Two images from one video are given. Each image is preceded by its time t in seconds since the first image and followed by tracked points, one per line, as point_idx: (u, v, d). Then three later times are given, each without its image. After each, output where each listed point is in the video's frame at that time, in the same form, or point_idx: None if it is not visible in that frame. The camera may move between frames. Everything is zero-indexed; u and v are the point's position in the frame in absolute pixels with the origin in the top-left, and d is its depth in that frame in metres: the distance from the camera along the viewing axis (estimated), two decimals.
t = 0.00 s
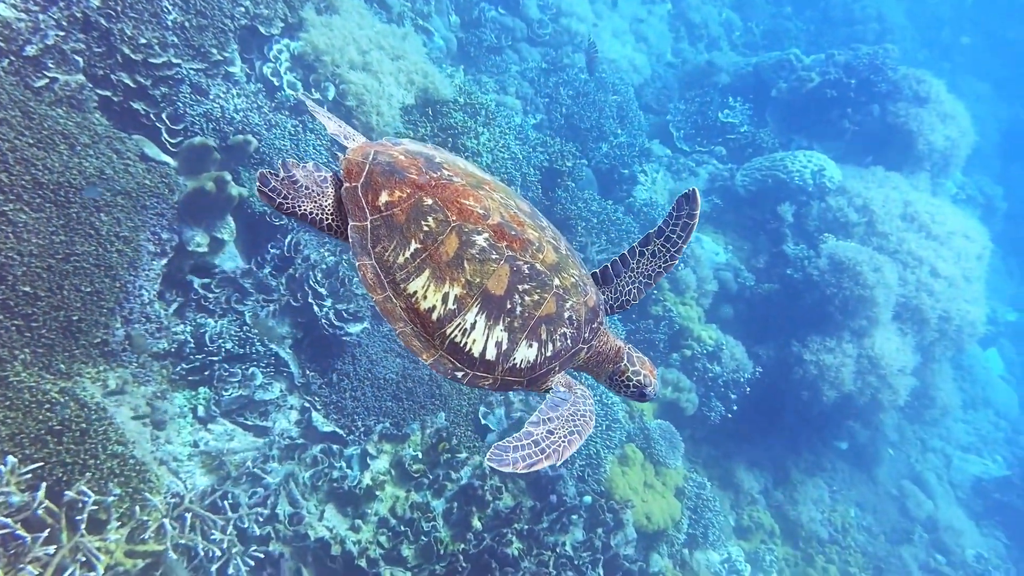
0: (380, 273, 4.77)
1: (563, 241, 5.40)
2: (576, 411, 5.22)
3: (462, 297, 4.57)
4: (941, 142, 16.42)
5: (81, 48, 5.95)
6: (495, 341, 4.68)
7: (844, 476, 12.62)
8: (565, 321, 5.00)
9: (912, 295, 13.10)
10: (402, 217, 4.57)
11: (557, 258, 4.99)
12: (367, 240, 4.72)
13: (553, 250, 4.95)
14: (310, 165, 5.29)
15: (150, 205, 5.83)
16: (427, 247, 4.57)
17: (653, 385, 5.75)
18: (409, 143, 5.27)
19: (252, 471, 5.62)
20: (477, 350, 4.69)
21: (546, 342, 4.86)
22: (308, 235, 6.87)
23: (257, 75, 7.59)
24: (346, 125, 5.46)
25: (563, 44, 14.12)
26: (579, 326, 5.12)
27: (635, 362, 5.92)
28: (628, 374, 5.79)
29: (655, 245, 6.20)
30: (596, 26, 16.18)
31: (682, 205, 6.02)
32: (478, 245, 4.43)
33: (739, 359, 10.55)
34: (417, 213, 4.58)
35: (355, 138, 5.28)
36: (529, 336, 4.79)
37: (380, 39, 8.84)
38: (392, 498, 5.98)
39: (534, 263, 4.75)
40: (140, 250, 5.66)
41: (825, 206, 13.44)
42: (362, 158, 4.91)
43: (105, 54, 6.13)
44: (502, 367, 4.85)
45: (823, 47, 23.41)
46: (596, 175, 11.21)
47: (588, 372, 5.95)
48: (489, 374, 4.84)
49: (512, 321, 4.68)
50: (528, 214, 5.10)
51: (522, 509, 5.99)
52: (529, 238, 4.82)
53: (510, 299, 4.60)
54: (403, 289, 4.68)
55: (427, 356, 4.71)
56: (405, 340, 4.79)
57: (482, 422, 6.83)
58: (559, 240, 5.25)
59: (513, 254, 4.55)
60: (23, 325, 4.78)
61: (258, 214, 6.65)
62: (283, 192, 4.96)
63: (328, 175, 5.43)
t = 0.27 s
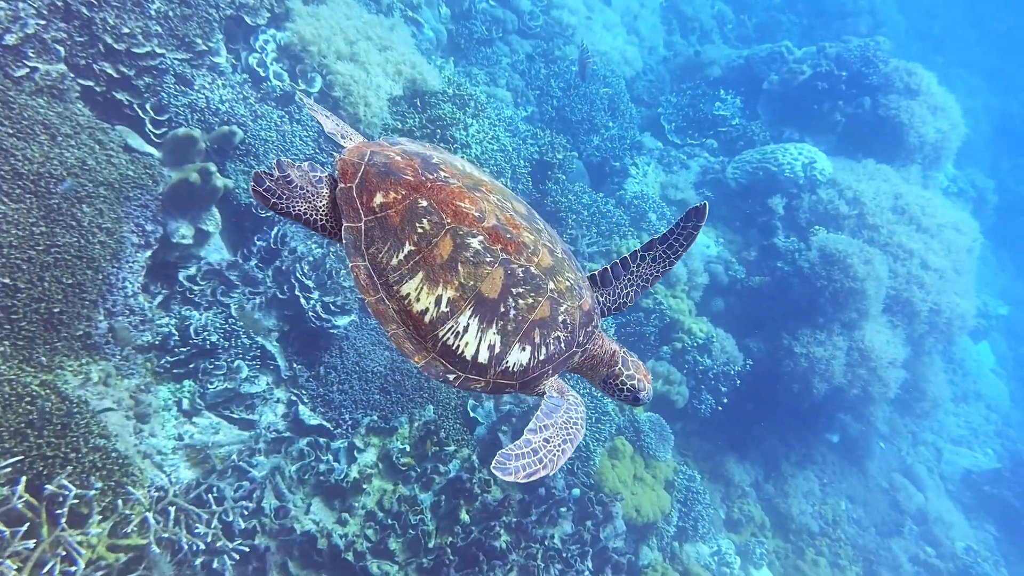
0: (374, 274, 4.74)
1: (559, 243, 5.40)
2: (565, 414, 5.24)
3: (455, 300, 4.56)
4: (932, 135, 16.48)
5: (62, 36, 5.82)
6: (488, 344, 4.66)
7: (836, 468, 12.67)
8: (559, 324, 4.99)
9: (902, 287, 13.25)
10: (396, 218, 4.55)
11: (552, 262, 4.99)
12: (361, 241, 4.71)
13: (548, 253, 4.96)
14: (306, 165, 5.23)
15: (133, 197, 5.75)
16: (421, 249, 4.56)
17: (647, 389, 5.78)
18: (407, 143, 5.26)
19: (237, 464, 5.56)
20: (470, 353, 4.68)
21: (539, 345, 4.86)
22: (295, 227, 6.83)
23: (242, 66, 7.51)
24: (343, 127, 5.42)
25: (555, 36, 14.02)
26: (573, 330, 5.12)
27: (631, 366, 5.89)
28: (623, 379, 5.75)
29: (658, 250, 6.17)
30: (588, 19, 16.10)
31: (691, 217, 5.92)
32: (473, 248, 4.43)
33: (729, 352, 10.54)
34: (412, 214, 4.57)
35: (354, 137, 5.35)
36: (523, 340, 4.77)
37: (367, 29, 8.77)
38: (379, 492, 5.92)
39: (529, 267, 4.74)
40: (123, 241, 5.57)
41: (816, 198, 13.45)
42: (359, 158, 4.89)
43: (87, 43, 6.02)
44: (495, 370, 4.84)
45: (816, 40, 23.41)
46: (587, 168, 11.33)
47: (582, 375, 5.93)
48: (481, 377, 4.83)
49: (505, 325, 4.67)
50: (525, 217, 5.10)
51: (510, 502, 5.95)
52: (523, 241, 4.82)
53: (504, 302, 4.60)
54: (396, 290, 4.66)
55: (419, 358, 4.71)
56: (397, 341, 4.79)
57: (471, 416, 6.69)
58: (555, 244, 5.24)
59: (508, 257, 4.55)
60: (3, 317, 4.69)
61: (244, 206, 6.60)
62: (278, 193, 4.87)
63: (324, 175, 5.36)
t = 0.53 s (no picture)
0: (374, 275, 4.73)
1: (562, 245, 5.36)
2: (553, 424, 5.30)
3: (455, 301, 4.54)
4: (928, 126, 16.43)
5: (48, 25, 5.74)
6: (487, 347, 4.63)
7: (831, 460, 12.69)
8: (560, 327, 4.95)
9: (897, 278, 13.27)
10: (397, 219, 4.56)
11: (554, 264, 4.95)
12: (361, 241, 4.71)
13: (551, 255, 4.92)
14: (307, 164, 5.30)
15: (122, 187, 5.68)
16: (421, 251, 4.55)
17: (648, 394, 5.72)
18: (411, 143, 5.26)
19: (228, 457, 5.53)
20: (469, 356, 4.64)
21: (539, 348, 4.82)
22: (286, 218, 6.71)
23: (233, 56, 7.42)
24: (348, 126, 5.51)
25: (550, 26, 13.89)
26: (574, 333, 5.07)
27: (632, 370, 5.80)
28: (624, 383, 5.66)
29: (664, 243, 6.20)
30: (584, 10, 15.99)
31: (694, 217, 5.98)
32: (473, 249, 4.42)
33: (724, 344, 10.51)
34: (413, 215, 4.57)
35: (357, 137, 5.45)
36: (523, 343, 4.73)
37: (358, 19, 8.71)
38: (372, 484, 5.87)
39: (530, 269, 4.72)
40: (112, 232, 5.51)
41: (812, 189, 13.41)
42: (361, 158, 4.90)
43: (74, 32, 5.93)
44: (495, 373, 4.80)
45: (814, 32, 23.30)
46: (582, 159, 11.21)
47: (583, 378, 5.86)
48: (480, 379, 4.79)
49: (505, 327, 4.63)
50: (527, 219, 5.07)
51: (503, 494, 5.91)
52: (525, 243, 4.79)
53: (504, 305, 4.57)
54: (396, 291, 4.65)
55: (418, 359, 4.69)
56: (397, 342, 4.78)
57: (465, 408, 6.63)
58: (557, 246, 5.21)
59: (509, 259, 4.53)
60: None
61: (234, 197, 6.55)
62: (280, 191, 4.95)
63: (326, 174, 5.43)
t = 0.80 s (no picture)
0: (382, 271, 4.67)
1: (574, 244, 5.27)
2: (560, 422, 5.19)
3: (463, 298, 4.45)
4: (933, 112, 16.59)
5: (42, 9, 5.67)
6: (496, 345, 4.55)
7: (833, 448, 12.66)
8: (569, 326, 4.86)
9: (900, 266, 13.19)
10: (406, 215, 4.50)
11: (564, 262, 4.87)
12: (370, 237, 4.66)
13: (561, 254, 4.83)
14: (318, 160, 5.20)
15: (117, 173, 5.63)
16: (430, 247, 4.47)
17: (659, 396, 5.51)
18: (422, 141, 5.22)
19: (225, 445, 5.50)
20: (477, 353, 4.54)
21: (548, 347, 4.71)
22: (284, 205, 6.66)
23: (229, 41, 7.35)
24: (359, 121, 5.41)
25: (551, 12, 13.73)
26: (583, 333, 4.97)
27: (642, 370, 5.66)
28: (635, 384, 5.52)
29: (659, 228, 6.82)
30: None
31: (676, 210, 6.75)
32: (482, 246, 4.35)
33: (725, 332, 10.44)
34: (423, 212, 4.51)
35: (369, 134, 5.37)
36: (531, 341, 4.65)
37: (356, 4, 8.63)
38: (370, 471, 5.82)
39: (540, 268, 4.64)
40: (107, 219, 5.46)
41: (814, 176, 13.29)
42: (371, 155, 4.86)
43: (68, 17, 5.85)
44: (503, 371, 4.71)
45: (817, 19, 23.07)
46: (583, 146, 11.21)
47: (593, 379, 5.75)
48: (488, 377, 4.69)
49: (513, 326, 4.54)
50: (538, 218, 5.00)
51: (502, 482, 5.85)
52: (535, 241, 4.73)
53: (513, 303, 4.48)
54: (404, 287, 4.56)
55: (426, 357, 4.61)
56: (405, 339, 4.70)
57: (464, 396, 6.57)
58: (567, 245, 5.13)
59: (519, 257, 4.45)
60: None
61: (230, 182, 6.44)
62: (290, 187, 4.88)
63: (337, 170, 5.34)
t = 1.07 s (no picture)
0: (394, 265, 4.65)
1: (587, 241, 5.22)
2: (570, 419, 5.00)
3: (474, 292, 4.40)
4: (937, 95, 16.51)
5: None
6: (508, 339, 4.48)
7: (834, 433, 12.64)
8: (582, 322, 4.77)
9: (903, 250, 13.12)
10: (418, 209, 4.51)
11: (577, 258, 4.82)
12: (382, 230, 4.63)
13: (573, 249, 4.79)
14: (332, 153, 5.23)
15: (114, 155, 5.55)
16: (442, 240, 4.46)
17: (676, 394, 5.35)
18: (436, 139, 5.24)
19: (224, 429, 5.47)
20: (489, 348, 4.48)
21: (561, 343, 4.62)
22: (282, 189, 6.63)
23: (226, 23, 7.22)
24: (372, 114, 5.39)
25: None
26: (597, 328, 4.87)
27: (658, 368, 5.45)
28: (651, 383, 5.36)
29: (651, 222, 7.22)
30: None
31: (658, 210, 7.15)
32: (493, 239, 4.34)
33: (727, 317, 10.37)
34: (435, 206, 4.52)
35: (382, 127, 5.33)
36: (543, 336, 4.58)
37: None
38: (369, 455, 5.78)
39: (552, 262, 4.58)
40: (104, 202, 5.39)
41: (817, 159, 13.17)
42: (384, 150, 4.86)
43: None
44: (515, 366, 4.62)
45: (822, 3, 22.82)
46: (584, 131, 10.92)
47: (608, 376, 5.61)
48: (500, 373, 4.59)
49: (525, 319, 4.48)
50: (550, 214, 4.97)
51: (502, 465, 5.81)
52: (547, 235, 4.69)
53: (525, 297, 4.43)
54: (416, 281, 4.55)
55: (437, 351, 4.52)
56: (417, 334, 4.65)
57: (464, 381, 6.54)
58: (581, 240, 5.07)
59: (530, 251, 4.42)
60: None
61: (227, 166, 6.40)
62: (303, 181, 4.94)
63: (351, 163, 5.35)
